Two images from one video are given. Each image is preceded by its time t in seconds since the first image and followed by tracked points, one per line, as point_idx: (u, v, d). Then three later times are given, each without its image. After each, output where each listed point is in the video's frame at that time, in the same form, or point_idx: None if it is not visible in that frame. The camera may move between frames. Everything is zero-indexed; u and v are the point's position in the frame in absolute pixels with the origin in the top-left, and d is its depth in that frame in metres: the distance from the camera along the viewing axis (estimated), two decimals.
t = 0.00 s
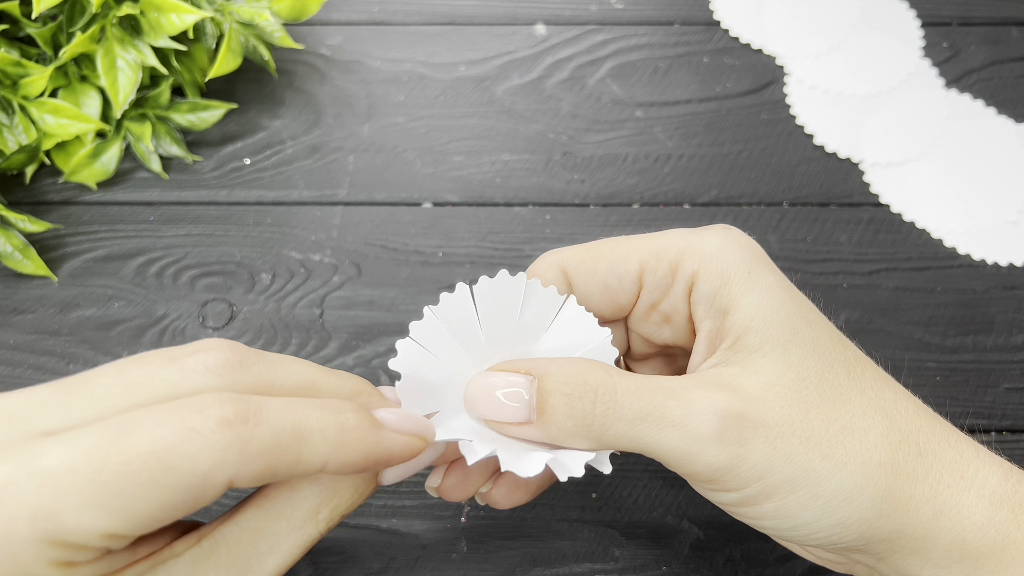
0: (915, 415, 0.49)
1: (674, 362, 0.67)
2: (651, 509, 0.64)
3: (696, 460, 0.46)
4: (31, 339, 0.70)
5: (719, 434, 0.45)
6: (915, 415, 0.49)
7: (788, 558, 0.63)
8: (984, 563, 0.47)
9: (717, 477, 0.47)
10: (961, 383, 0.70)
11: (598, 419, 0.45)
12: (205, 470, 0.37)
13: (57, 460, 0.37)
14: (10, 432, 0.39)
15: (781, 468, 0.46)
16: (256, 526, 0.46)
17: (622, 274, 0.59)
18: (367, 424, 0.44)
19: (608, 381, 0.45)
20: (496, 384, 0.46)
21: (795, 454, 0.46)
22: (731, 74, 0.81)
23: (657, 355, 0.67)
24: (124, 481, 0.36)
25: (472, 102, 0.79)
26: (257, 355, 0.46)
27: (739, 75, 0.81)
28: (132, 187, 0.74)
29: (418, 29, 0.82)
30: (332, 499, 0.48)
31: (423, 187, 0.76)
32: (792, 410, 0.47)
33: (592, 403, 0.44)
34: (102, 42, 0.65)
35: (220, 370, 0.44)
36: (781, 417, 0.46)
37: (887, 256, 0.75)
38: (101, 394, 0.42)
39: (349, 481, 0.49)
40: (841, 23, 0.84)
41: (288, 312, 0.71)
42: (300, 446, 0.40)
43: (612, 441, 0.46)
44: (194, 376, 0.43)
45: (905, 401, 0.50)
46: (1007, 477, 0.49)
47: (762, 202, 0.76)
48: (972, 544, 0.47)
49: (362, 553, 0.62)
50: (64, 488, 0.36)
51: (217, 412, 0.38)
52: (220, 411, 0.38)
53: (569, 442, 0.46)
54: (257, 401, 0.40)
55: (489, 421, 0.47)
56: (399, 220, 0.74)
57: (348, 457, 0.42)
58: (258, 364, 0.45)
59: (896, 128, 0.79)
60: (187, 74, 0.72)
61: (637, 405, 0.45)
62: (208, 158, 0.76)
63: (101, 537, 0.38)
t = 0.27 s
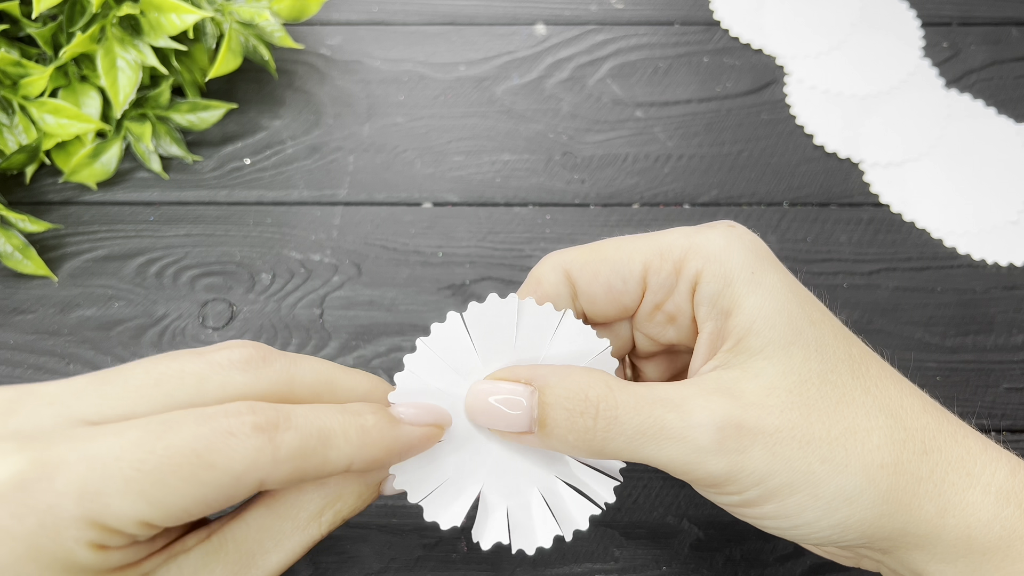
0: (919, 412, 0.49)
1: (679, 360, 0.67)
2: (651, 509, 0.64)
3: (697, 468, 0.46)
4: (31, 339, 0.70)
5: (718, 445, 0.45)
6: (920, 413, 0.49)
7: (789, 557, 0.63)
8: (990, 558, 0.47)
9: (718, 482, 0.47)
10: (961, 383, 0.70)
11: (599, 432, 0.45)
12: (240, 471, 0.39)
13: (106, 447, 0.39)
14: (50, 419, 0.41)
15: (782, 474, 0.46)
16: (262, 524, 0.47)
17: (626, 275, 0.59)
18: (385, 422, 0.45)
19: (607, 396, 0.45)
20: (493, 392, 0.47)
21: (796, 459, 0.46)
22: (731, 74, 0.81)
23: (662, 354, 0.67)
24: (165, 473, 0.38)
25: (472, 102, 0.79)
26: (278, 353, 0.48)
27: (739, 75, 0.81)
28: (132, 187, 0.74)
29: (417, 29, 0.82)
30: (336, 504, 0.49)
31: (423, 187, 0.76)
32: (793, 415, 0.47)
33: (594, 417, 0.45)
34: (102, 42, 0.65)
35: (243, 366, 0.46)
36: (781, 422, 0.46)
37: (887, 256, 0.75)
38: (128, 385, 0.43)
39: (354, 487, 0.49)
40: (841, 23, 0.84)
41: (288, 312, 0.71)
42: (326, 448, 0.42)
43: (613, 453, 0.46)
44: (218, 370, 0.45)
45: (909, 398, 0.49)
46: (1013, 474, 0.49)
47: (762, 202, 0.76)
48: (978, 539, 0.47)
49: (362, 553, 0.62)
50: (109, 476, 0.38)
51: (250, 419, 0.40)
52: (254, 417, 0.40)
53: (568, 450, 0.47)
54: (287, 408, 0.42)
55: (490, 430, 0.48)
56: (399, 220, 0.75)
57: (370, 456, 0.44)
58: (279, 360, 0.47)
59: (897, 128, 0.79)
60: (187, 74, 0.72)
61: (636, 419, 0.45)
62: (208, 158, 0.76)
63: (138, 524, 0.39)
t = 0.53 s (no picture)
0: (910, 415, 0.49)
1: (673, 366, 0.68)
2: (651, 509, 0.64)
3: (688, 466, 0.46)
4: (31, 339, 0.70)
5: (710, 441, 0.45)
6: (911, 416, 0.49)
7: (788, 557, 0.63)
8: (981, 562, 0.47)
9: (711, 481, 0.47)
10: (961, 383, 0.70)
11: (593, 430, 0.45)
12: (236, 473, 0.39)
13: (100, 447, 0.39)
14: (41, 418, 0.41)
15: (774, 473, 0.46)
16: (266, 523, 0.47)
17: (626, 279, 0.59)
18: (382, 425, 0.44)
19: (603, 393, 0.45)
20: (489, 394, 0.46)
21: (788, 458, 0.46)
22: (731, 74, 0.81)
23: (657, 360, 0.67)
24: (160, 474, 0.38)
25: (473, 102, 0.79)
26: (264, 328, 0.48)
27: (739, 75, 0.81)
28: (132, 187, 0.74)
29: (417, 29, 0.82)
30: (342, 499, 0.49)
31: (423, 187, 0.76)
32: (785, 413, 0.47)
33: (588, 415, 0.45)
34: (102, 42, 0.65)
35: (230, 341, 0.46)
36: (773, 422, 0.46)
37: (887, 256, 0.75)
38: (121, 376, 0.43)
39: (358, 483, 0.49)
40: (841, 23, 0.84)
41: (288, 312, 0.71)
42: (321, 452, 0.42)
43: (607, 451, 0.46)
44: (205, 348, 0.45)
45: (900, 401, 0.50)
46: (1005, 477, 0.49)
47: (762, 202, 0.76)
48: (969, 543, 0.47)
49: (362, 553, 0.62)
50: (104, 475, 0.38)
51: (245, 422, 0.40)
52: (248, 421, 0.40)
53: (564, 450, 0.47)
54: (280, 412, 0.42)
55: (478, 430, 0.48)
56: (399, 220, 0.75)
57: (367, 458, 0.43)
58: (266, 334, 0.47)
59: (897, 128, 0.79)
60: (187, 74, 0.72)
61: (630, 414, 0.45)
62: (208, 158, 0.76)
63: (132, 524, 0.39)
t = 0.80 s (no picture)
0: (909, 423, 0.49)
1: (673, 364, 0.68)
2: (651, 509, 0.64)
3: (682, 478, 0.46)
4: (31, 339, 0.70)
5: (703, 455, 0.45)
6: (910, 424, 0.49)
7: (788, 558, 0.63)
8: (977, 569, 0.47)
9: (704, 491, 0.48)
10: (961, 383, 0.70)
11: (586, 446, 0.45)
12: (220, 441, 0.39)
13: (87, 419, 0.39)
14: (40, 397, 0.42)
15: (767, 483, 0.46)
16: (273, 517, 0.47)
17: (627, 277, 0.59)
18: (380, 422, 0.45)
19: (597, 408, 0.45)
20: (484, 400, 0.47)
21: (781, 469, 0.46)
22: (731, 74, 0.81)
23: (657, 358, 0.67)
24: (144, 442, 0.38)
25: (472, 102, 0.79)
26: (271, 337, 0.48)
27: (739, 75, 0.81)
28: (132, 187, 0.74)
29: (417, 29, 0.81)
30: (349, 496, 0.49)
31: (423, 187, 0.76)
32: (781, 424, 0.47)
33: (581, 430, 0.45)
34: (102, 42, 0.65)
35: (235, 347, 0.46)
36: (768, 433, 0.46)
37: (887, 256, 0.75)
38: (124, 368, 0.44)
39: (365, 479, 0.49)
40: (841, 23, 0.84)
41: (288, 312, 0.71)
42: (312, 432, 0.42)
43: (602, 464, 0.46)
44: (210, 351, 0.45)
45: (900, 409, 0.49)
46: (1002, 485, 0.49)
47: (762, 202, 0.76)
48: (965, 550, 0.47)
49: (362, 553, 0.62)
50: (91, 444, 0.38)
51: (236, 391, 0.40)
52: (238, 389, 0.40)
53: (559, 460, 0.47)
54: (276, 387, 0.42)
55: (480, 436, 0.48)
56: (399, 220, 0.75)
57: (361, 450, 0.44)
58: (273, 345, 0.47)
59: (897, 128, 0.79)
60: (187, 74, 0.72)
61: (626, 430, 0.45)
62: (208, 158, 0.76)
63: (118, 495, 0.39)
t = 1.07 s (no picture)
0: (916, 415, 0.49)
1: (680, 358, 0.67)
2: (651, 509, 0.64)
3: (693, 464, 0.46)
4: (31, 339, 0.70)
5: (714, 440, 0.45)
6: (916, 416, 0.49)
7: (788, 557, 0.63)
8: (981, 563, 0.47)
9: (715, 479, 0.47)
10: (961, 383, 0.70)
11: (596, 427, 0.45)
12: (211, 424, 0.40)
13: (77, 416, 0.39)
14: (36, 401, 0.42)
15: (778, 471, 0.46)
16: (269, 520, 0.47)
17: (633, 270, 0.59)
18: (375, 365, 0.43)
19: (606, 389, 0.45)
20: (492, 385, 0.46)
21: (792, 457, 0.46)
22: (731, 74, 0.81)
23: (663, 352, 0.67)
24: (136, 432, 0.39)
25: (472, 102, 0.79)
26: (267, 335, 0.48)
27: (739, 75, 0.81)
28: (132, 187, 0.74)
29: (417, 29, 0.81)
30: (345, 499, 0.49)
31: (422, 187, 0.76)
32: (790, 412, 0.47)
33: (591, 411, 0.44)
34: (102, 42, 0.65)
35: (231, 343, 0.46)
36: (779, 420, 0.46)
37: (887, 256, 0.75)
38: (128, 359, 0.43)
39: (361, 479, 0.50)
40: (841, 23, 0.84)
41: (288, 312, 0.71)
42: (306, 393, 0.42)
43: (611, 448, 0.46)
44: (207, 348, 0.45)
45: (906, 401, 0.49)
46: (1007, 478, 0.49)
47: (762, 202, 0.76)
48: (970, 544, 0.47)
49: (362, 553, 0.62)
50: (81, 442, 0.39)
51: (219, 369, 0.41)
52: (222, 367, 0.41)
53: (568, 445, 0.46)
54: (261, 355, 0.42)
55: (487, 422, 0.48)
56: (399, 220, 0.74)
57: (356, 399, 0.43)
58: (267, 340, 0.47)
59: (897, 128, 0.79)
60: (187, 74, 0.72)
61: (636, 413, 0.45)
62: (208, 158, 0.75)
63: (117, 487, 0.40)
